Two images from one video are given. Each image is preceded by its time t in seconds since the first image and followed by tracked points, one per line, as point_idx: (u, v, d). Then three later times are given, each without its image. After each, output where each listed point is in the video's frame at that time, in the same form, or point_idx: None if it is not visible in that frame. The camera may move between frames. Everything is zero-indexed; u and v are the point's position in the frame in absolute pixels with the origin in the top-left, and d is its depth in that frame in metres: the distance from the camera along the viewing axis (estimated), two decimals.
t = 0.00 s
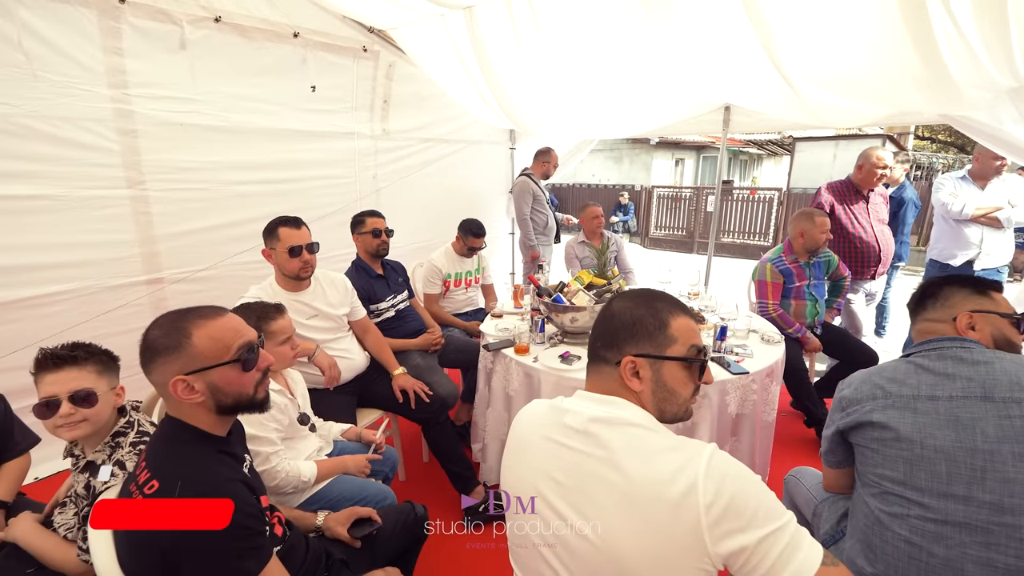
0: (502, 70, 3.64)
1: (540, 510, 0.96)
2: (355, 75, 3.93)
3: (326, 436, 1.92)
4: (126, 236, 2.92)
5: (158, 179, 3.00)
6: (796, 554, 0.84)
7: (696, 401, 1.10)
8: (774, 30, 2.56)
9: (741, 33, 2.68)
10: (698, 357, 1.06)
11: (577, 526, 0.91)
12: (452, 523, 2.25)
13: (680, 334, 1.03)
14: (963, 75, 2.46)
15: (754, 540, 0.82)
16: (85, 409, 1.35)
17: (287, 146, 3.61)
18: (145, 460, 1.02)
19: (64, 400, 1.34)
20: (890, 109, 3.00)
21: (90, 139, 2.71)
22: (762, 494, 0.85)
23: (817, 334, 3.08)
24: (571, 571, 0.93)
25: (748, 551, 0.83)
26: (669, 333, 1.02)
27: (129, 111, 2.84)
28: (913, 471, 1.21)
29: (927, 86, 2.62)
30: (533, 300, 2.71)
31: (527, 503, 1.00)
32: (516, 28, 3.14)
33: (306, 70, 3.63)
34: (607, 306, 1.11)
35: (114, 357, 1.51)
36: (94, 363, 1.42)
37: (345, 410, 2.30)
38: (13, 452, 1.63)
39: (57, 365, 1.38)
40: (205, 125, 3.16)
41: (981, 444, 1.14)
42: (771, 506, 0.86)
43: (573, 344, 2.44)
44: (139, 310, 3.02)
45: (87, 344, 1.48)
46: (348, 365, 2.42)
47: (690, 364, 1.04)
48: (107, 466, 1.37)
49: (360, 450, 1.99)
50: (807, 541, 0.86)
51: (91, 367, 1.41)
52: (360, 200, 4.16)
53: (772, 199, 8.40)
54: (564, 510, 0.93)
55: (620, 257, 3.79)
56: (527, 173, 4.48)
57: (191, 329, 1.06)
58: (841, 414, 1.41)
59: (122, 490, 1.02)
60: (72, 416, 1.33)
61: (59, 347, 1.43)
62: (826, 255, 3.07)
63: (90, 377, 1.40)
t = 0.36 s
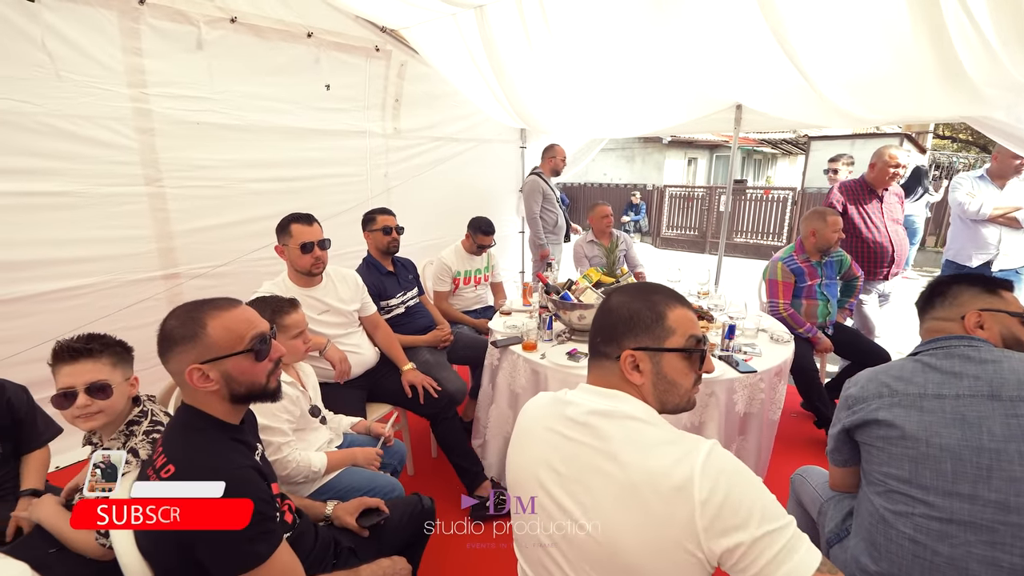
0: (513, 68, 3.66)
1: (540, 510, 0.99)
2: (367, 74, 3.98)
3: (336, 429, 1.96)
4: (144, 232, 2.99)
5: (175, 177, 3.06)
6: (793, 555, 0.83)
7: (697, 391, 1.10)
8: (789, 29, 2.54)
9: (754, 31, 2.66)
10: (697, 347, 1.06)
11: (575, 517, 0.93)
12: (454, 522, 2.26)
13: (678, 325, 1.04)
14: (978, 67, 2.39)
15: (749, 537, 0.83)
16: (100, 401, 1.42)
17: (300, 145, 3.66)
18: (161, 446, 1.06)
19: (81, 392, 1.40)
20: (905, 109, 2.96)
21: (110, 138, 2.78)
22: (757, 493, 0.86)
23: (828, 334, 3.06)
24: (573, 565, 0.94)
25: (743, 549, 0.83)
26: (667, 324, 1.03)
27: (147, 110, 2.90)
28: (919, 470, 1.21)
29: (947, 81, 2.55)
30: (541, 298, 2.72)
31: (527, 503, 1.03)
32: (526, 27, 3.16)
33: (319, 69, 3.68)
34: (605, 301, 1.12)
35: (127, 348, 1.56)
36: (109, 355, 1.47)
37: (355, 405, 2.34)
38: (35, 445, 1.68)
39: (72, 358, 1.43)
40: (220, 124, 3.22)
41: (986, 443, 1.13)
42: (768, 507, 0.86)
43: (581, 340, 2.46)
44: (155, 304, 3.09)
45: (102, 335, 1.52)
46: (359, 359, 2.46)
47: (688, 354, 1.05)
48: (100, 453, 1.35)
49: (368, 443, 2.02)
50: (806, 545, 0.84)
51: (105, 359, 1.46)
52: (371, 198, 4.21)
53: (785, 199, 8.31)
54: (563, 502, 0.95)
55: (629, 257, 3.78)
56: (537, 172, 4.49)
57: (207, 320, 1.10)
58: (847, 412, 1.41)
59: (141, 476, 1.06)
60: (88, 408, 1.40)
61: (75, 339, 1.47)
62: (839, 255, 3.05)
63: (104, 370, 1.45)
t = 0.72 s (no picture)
0: (519, 66, 3.67)
1: (540, 510, 0.98)
2: (373, 72, 4.01)
3: (341, 421, 1.98)
4: (154, 228, 3.04)
5: (185, 174, 3.11)
6: (782, 554, 0.84)
7: (696, 387, 1.10)
8: (796, 25, 2.53)
9: (762, 28, 2.65)
10: (697, 343, 1.06)
11: (571, 506, 0.93)
12: (454, 522, 2.26)
13: (679, 321, 1.04)
14: (988, 59, 2.34)
15: (741, 533, 0.83)
16: (98, 406, 1.43)
17: (307, 142, 3.70)
18: (168, 431, 1.08)
19: (79, 399, 1.42)
20: (911, 106, 2.94)
21: (121, 135, 2.83)
22: (753, 492, 0.85)
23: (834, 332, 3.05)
24: (569, 554, 0.95)
25: (734, 544, 0.83)
26: (668, 321, 1.03)
27: (158, 108, 2.95)
28: (918, 464, 1.21)
29: (957, 75, 2.52)
30: (545, 294, 2.74)
31: (527, 503, 1.02)
32: (532, 25, 3.17)
33: (327, 67, 3.71)
34: (607, 296, 1.13)
35: (124, 340, 1.55)
36: (101, 359, 1.46)
37: (359, 398, 2.37)
38: (50, 433, 1.74)
39: (65, 366, 1.43)
40: (228, 121, 3.27)
41: (984, 437, 1.13)
42: (763, 507, 0.86)
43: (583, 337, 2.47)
44: (165, 299, 3.15)
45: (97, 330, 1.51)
46: (364, 354, 2.49)
47: (688, 350, 1.05)
48: (100, 452, 1.33)
49: (372, 436, 2.04)
50: (792, 550, 0.85)
51: (99, 364, 1.45)
52: (378, 196, 4.24)
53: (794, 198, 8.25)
54: (558, 491, 0.95)
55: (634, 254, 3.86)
56: (543, 169, 4.51)
57: (213, 308, 1.13)
58: (848, 408, 1.40)
59: (149, 462, 1.09)
60: (88, 413, 1.42)
61: (66, 340, 1.45)
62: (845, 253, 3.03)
63: (100, 374, 1.45)
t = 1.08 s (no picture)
0: (521, 66, 3.69)
1: (541, 511, 0.99)
2: (376, 72, 4.04)
3: (342, 416, 2.01)
4: (158, 225, 3.07)
5: (189, 172, 3.15)
6: (764, 541, 0.86)
7: (683, 378, 1.13)
8: (795, 26, 2.55)
9: (763, 28, 2.66)
10: (683, 335, 1.09)
11: (562, 495, 0.95)
12: (454, 522, 2.25)
13: (664, 313, 1.07)
14: (984, 58, 2.34)
15: (720, 522, 0.84)
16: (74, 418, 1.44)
17: (310, 141, 3.73)
18: (173, 422, 1.11)
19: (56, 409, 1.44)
20: (910, 106, 2.94)
21: (126, 133, 2.86)
22: (736, 481, 0.88)
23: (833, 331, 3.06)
24: (561, 542, 0.97)
25: (712, 533, 0.85)
26: (654, 313, 1.06)
27: (163, 107, 2.98)
28: (907, 458, 1.22)
29: (957, 75, 2.52)
30: (544, 291, 2.76)
31: (527, 503, 1.02)
32: (532, 25, 3.19)
33: (330, 67, 3.74)
34: (596, 290, 1.15)
35: (98, 346, 1.47)
36: (66, 375, 1.41)
37: (360, 394, 2.39)
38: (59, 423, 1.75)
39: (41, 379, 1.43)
40: (232, 119, 3.30)
41: (971, 431, 1.15)
42: (746, 496, 0.88)
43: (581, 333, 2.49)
44: (169, 295, 3.18)
45: (72, 338, 1.46)
46: (365, 350, 2.51)
47: (674, 342, 1.08)
48: (100, 452, 1.31)
49: (372, 430, 2.06)
50: (768, 543, 0.86)
51: (63, 381, 1.41)
52: (380, 194, 4.27)
53: (797, 198, 8.25)
54: (550, 481, 0.98)
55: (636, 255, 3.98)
56: (545, 168, 4.53)
57: (215, 301, 1.15)
58: (841, 402, 1.42)
59: (152, 454, 1.12)
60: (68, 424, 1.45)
61: (42, 351, 1.44)
62: (844, 252, 3.04)
63: (66, 391, 1.41)
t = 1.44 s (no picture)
0: (521, 63, 3.70)
1: (541, 511, 1.00)
2: (377, 69, 4.06)
3: (341, 409, 2.02)
4: (159, 222, 3.09)
5: (190, 169, 3.16)
6: (755, 527, 0.87)
7: (678, 365, 1.14)
8: (794, 22, 2.55)
9: (761, 26, 2.67)
10: (679, 324, 1.10)
11: (557, 480, 0.97)
12: (454, 522, 2.22)
13: (660, 301, 1.08)
14: (984, 53, 2.32)
15: (711, 505, 0.85)
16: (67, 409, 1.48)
17: (311, 138, 3.75)
18: (172, 410, 1.12)
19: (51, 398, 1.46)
20: (910, 103, 2.93)
21: (127, 130, 2.88)
22: (728, 467, 0.89)
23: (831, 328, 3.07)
24: (555, 528, 0.98)
25: (704, 516, 0.85)
26: (650, 301, 1.07)
27: (164, 104, 3.00)
28: (901, 448, 1.23)
29: (957, 71, 2.51)
30: (544, 287, 2.77)
31: (528, 504, 1.03)
32: (531, 22, 3.21)
33: (330, 64, 3.75)
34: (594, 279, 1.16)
35: (103, 344, 1.48)
36: (66, 370, 1.42)
37: (359, 388, 2.40)
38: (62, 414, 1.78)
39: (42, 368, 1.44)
40: (233, 117, 3.31)
41: (964, 420, 1.16)
42: (737, 483, 0.89)
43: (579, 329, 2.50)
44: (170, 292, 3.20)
45: (80, 332, 1.48)
46: (364, 345, 2.52)
47: (670, 330, 1.09)
48: (100, 452, 1.33)
49: (370, 423, 2.07)
50: (758, 527, 0.87)
51: (64, 376, 1.42)
52: (380, 192, 4.28)
53: (798, 196, 8.25)
54: (545, 466, 0.99)
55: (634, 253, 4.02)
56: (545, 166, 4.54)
57: (214, 291, 1.16)
58: (837, 394, 1.43)
59: (151, 443, 1.13)
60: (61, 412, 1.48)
61: (46, 342, 1.44)
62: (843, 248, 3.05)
63: (65, 385, 1.43)
